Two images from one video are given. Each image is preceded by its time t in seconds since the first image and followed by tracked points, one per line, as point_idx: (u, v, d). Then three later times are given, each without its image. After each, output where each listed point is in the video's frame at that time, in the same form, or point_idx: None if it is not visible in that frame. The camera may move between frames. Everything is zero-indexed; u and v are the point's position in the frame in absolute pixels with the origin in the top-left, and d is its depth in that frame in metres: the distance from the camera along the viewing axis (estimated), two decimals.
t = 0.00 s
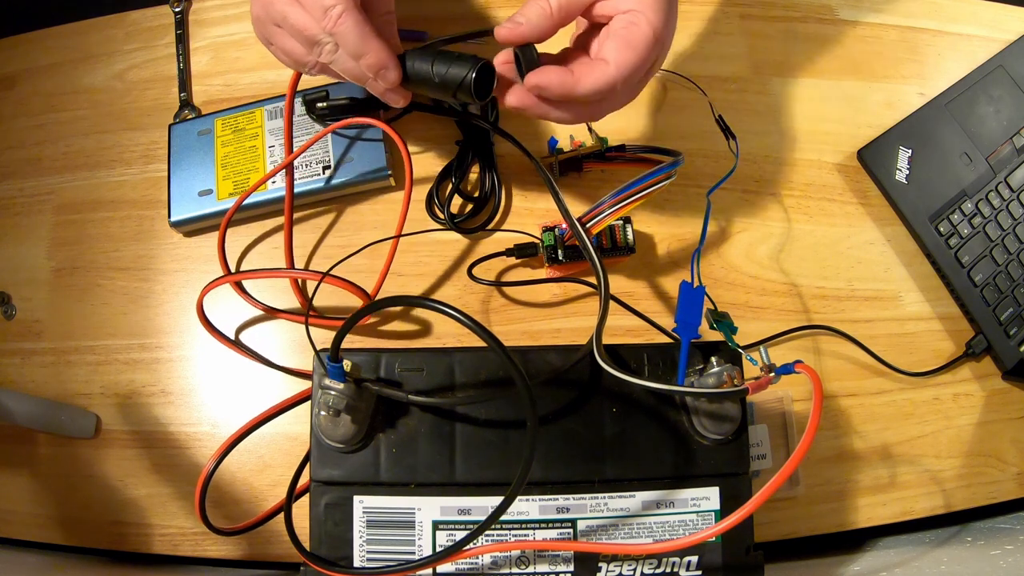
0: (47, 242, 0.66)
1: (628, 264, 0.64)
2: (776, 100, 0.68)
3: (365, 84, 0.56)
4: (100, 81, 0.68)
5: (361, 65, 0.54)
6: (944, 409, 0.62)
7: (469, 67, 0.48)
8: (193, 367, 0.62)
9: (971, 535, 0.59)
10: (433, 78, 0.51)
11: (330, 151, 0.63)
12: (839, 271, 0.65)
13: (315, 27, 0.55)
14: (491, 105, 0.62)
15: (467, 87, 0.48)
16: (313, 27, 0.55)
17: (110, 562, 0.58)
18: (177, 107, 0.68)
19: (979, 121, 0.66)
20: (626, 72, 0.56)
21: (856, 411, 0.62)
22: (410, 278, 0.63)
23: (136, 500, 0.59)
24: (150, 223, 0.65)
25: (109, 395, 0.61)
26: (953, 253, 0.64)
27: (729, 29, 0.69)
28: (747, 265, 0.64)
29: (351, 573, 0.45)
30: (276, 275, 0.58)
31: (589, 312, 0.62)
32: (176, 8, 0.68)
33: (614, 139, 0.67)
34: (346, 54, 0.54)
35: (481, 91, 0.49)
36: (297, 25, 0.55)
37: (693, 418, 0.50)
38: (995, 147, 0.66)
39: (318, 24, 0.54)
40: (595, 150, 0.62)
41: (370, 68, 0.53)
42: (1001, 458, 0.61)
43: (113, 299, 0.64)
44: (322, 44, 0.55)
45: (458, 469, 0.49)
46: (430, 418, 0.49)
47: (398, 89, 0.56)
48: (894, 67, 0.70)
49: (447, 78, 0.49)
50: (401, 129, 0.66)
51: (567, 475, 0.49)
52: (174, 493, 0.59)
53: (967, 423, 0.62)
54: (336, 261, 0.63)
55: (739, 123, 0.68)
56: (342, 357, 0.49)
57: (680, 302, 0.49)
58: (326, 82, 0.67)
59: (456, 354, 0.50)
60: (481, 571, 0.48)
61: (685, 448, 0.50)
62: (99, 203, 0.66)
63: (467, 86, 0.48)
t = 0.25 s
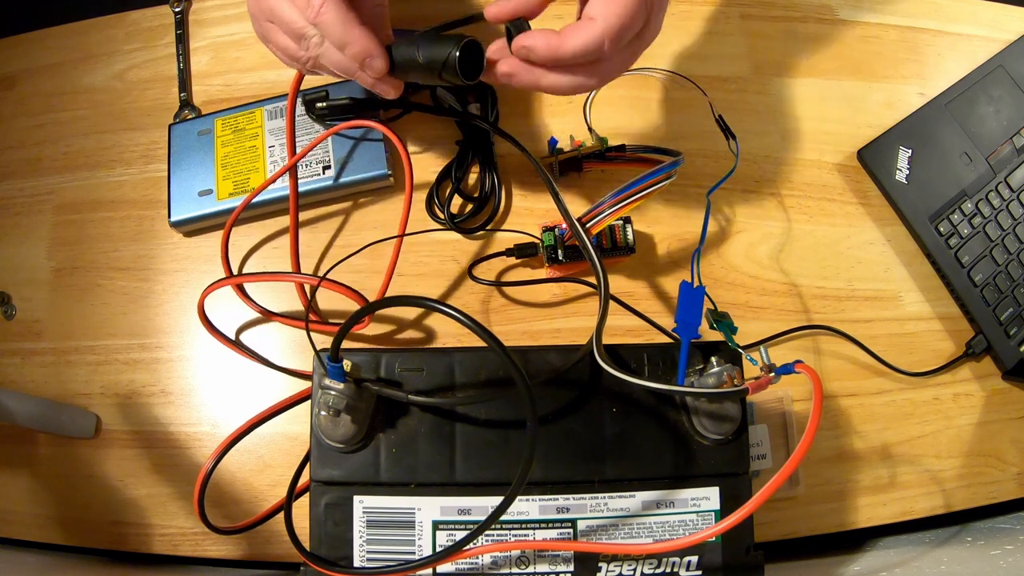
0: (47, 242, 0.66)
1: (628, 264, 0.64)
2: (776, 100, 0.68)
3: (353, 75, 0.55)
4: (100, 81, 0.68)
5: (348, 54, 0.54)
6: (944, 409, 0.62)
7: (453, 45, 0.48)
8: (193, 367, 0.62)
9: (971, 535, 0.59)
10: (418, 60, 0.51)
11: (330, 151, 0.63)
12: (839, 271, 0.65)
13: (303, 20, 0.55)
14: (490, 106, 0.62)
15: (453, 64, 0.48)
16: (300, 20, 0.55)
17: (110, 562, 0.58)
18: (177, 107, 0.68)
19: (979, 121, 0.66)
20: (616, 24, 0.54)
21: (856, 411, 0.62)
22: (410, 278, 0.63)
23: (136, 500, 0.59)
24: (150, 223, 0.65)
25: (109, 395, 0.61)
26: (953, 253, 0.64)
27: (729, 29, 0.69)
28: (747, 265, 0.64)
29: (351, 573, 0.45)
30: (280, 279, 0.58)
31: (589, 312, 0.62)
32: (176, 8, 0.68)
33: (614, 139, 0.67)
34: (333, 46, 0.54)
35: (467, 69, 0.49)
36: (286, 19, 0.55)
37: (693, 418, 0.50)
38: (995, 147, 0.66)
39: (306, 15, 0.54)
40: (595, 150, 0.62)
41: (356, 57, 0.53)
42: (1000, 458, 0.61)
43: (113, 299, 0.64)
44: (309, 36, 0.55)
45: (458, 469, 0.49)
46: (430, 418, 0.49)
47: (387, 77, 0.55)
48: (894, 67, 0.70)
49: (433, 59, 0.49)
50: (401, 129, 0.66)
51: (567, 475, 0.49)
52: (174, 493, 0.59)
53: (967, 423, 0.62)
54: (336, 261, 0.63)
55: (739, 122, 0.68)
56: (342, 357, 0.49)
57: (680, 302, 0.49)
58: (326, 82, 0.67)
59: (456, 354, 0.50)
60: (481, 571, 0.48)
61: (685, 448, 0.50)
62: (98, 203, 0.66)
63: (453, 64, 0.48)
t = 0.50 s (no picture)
0: (47, 243, 0.66)
1: (628, 264, 0.63)
2: (776, 100, 0.68)
3: (388, 63, 0.54)
4: (100, 81, 0.68)
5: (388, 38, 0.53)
6: (944, 409, 0.62)
7: (498, 18, 0.52)
8: (193, 367, 0.62)
9: (971, 535, 0.59)
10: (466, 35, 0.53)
11: (330, 151, 0.63)
12: (839, 271, 0.65)
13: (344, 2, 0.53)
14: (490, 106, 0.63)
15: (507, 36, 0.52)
16: (337, 5, 0.53)
17: (110, 562, 0.58)
18: (177, 107, 0.68)
19: (979, 121, 0.66)
20: (560, 32, 0.50)
21: (856, 411, 0.62)
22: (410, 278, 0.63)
23: (136, 500, 0.59)
24: (150, 223, 0.65)
25: (109, 395, 0.61)
26: (953, 253, 0.64)
27: (729, 29, 0.69)
28: (747, 265, 0.64)
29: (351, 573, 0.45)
30: (286, 284, 0.59)
31: (589, 312, 0.62)
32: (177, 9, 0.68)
33: (614, 139, 0.67)
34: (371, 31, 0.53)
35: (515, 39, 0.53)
36: (319, 5, 0.54)
37: (693, 418, 0.50)
38: (995, 147, 0.66)
39: None
40: (595, 150, 0.62)
41: (402, 40, 0.52)
42: (1000, 458, 0.61)
43: (113, 299, 0.64)
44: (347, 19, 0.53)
45: (458, 469, 0.49)
46: (430, 418, 0.49)
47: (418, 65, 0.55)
48: (894, 67, 0.70)
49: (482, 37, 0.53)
50: (401, 129, 0.66)
51: (567, 475, 0.49)
52: (174, 493, 0.59)
53: (967, 423, 0.62)
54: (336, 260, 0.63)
55: (738, 122, 0.68)
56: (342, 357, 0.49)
57: (680, 302, 0.49)
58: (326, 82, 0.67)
59: (456, 354, 0.50)
60: (481, 571, 0.48)
61: (685, 448, 0.50)
62: (98, 203, 0.66)
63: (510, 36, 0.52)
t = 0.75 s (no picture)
0: (47, 243, 0.66)
1: (628, 264, 0.64)
2: (776, 100, 0.68)
3: (362, 53, 0.56)
4: (100, 81, 0.68)
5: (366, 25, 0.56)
6: (944, 409, 0.62)
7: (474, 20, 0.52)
8: (193, 367, 0.62)
9: (972, 535, 0.59)
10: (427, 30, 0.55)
11: (330, 151, 0.63)
12: (839, 272, 0.65)
13: None
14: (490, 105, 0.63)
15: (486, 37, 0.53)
16: None
17: (111, 562, 0.58)
18: (177, 107, 0.68)
19: (979, 121, 0.66)
20: (508, 38, 0.50)
21: (856, 411, 0.61)
22: (410, 278, 0.63)
23: (136, 500, 0.59)
24: (150, 223, 0.65)
25: (109, 395, 0.61)
26: (953, 253, 0.64)
27: (729, 29, 0.69)
28: (747, 265, 0.64)
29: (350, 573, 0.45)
30: (291, 266, 0.59)
31: (589, 313, 0.62)
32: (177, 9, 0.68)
33: (614, 139, 0.67)
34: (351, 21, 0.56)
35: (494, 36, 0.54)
36: None
37: (693, 418, 0.50)
38: (995, 147, 0.66)
39: None
40: (595, 150, 0.62)
41: (378, 24, 0.55)
42: (1000, 458, 0.61)
43: (113, 299, 0.64)
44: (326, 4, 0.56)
45: (458, 469, 0.49)
46: (430, 418, 0.49)
47: (393, 57, 0.57)
48: (894, 67, 0.70)
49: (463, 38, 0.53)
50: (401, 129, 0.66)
51: (567, 475, 0.49)
52: (174, 493, 0.59)
53: (967, 423, 0.62)
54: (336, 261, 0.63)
55: (738, 122, 0.68)
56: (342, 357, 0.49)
57: (680, 302, 0.49)
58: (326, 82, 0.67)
59: (456, 354, 0.50)
60: (481, 571, 0.48)
61: (685, 449, 0.50)
62: (98, 204, 0.66)
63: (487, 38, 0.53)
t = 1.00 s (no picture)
0: (47, 243, 0.66)
1: (628, 264, 0.64)
2: (776, 99, 0.68)
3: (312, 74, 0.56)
4: (99, 80, 0.68)
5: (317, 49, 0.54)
6: (943, 409, 0.62)
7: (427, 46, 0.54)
8: (193, 367, 0.62)
9: (972, 535, 0.59)
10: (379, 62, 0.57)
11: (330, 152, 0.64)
12: (839, 272, 0.65)
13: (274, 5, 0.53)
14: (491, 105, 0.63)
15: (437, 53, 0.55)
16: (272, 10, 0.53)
17: (111, 562, 0.58)
18: (177, 107, 0.68)
19: (980, 121, 0.66)
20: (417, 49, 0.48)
21: (856, 411, 0.61)
22: (410, 278, 0.63)
23: (136, 500, 0.59)
24: (150, 223, 0.65)
25: (109, 395, 0.61)
26: (953, 253, 0.64)
27: (729, 29, 0.69)
28: (747, 265, 0.64)
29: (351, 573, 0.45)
30: (277, 271, 0.58)
31: (589, 312, 0.62)
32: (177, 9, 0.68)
33: (614, 139, 0.67)
34: (302, 41, 0.54)
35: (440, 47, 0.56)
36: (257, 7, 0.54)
37: (693, 418, 0.50)
38: (995, 147, 0.66)
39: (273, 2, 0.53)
40: (596, 150, 0.62)
41: (327, 54, 0.54)
42: (1000, 458, 0.61)
43: (113, 299, 0.64)
44: (277, 26, 0.53)
45: (458, 469, 0.49)
46: (430, 418, 0.49)
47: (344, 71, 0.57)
48: (894, 67, 0.70)
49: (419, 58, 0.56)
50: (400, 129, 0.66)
51: (566, 475, 0.49)
52: (174, 493, 0.59)
53: (967, 423, 0.62)
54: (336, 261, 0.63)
55: (738, 122, 0.68)
56: (342, 357, 0.49)
57: (680, 302, 0.49)
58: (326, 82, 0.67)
59: (456, 354, 0.50)
60: (481, 571, 0.48)
61: (685, 449, 0.50)
62: (98, 204, 0.66)
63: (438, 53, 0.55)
